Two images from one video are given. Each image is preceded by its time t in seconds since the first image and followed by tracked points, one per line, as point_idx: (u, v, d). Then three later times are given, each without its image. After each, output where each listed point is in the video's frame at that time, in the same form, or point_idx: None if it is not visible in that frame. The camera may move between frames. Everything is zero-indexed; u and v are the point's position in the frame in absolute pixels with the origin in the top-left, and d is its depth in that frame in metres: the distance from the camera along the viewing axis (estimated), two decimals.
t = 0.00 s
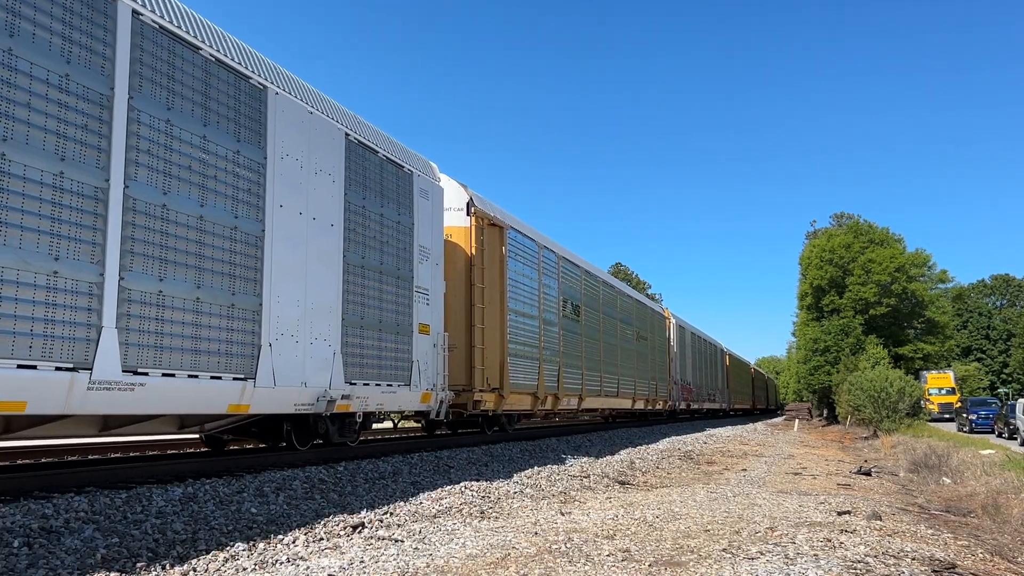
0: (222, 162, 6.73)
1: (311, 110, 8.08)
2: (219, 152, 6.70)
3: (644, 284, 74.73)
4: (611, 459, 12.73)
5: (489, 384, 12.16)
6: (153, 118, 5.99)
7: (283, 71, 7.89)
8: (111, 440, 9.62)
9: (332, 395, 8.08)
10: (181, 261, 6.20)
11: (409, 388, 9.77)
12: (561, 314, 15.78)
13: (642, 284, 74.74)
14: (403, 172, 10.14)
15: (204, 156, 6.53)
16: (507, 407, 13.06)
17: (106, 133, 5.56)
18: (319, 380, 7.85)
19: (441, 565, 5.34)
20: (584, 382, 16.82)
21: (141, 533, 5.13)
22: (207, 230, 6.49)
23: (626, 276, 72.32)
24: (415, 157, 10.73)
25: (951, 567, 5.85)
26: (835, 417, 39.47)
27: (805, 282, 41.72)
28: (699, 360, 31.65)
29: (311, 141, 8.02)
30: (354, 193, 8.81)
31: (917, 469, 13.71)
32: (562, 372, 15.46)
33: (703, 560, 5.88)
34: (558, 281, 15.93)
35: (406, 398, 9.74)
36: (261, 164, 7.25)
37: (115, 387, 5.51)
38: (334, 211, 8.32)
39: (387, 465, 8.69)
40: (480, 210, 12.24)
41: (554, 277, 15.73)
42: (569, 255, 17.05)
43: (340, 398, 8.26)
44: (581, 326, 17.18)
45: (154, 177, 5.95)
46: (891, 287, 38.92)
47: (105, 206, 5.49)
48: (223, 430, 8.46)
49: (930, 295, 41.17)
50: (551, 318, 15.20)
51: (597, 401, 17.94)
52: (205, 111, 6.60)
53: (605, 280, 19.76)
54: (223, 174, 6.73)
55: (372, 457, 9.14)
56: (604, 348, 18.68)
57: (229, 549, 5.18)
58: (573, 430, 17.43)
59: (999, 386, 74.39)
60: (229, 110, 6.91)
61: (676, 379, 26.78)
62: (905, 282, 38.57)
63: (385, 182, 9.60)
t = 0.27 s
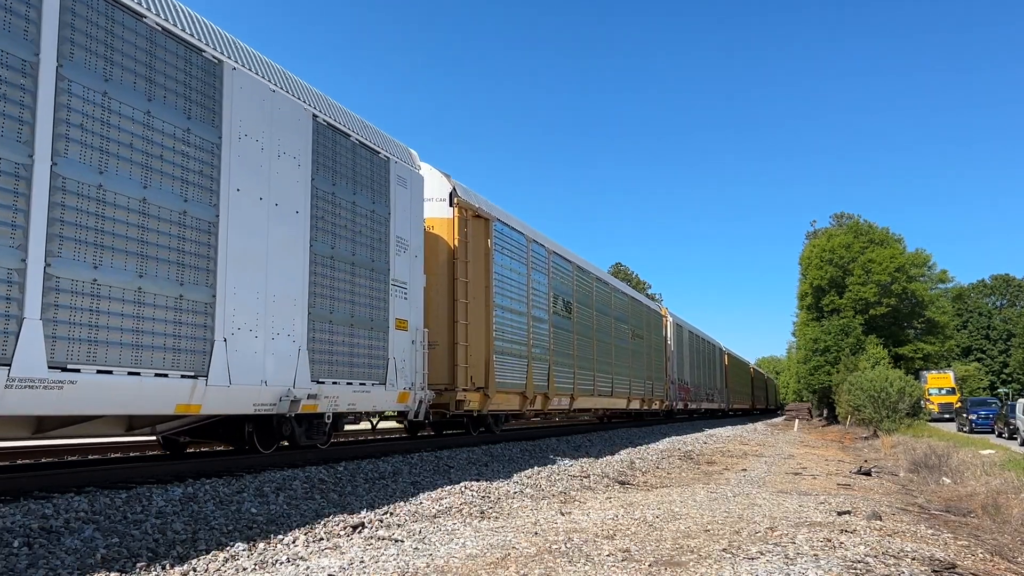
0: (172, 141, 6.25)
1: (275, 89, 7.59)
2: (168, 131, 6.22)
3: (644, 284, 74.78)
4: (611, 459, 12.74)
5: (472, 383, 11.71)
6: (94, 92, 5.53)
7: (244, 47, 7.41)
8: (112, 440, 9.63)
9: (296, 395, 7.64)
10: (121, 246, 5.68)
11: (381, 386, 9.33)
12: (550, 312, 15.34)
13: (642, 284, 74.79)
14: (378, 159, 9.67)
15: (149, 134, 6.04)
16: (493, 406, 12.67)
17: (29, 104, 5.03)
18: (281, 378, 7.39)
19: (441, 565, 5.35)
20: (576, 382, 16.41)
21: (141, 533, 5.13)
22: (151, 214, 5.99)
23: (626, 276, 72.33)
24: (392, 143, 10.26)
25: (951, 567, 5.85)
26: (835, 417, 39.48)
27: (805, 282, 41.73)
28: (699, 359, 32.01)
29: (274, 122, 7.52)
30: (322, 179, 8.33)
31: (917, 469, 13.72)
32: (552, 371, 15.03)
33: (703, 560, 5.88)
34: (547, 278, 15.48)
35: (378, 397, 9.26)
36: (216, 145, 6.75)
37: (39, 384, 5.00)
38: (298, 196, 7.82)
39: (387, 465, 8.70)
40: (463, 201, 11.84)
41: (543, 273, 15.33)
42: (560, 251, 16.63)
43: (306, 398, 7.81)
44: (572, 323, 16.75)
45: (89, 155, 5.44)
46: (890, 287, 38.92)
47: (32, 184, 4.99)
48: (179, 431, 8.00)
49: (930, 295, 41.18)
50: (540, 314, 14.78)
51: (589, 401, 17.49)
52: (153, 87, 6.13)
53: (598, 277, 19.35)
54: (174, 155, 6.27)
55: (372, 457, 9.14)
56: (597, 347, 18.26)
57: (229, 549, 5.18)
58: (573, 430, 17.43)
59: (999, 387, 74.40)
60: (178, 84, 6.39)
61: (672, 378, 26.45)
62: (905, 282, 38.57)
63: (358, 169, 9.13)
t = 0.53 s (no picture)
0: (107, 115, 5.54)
1: (231, 63, 6.80)
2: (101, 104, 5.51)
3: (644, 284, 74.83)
4: (611, 459, 12.73)
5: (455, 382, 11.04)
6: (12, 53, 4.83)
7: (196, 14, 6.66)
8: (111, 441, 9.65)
9: (255, 394, 6.87)
10: (46, 229, 5.00)
11: (354, 384, 8.52)
12: (540, 308, 14.72)
13: (642, 284, 74.85)
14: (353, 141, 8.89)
15: (81, 108, 5.35)
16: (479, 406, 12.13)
17: None
18: (237, 376, 6.66)
19: (441, 565, 5.34)
20: (568, 381, 15.87)
21: (141, 533, 5.13)
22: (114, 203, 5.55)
23: (626, 276, 72.35)
24: (369, 128, 9.47)
25: (951, 567, 5.85)
26: (834, 417, 39.48)
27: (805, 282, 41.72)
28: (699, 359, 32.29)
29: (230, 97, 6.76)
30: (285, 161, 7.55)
31: (917, 469, 13.72)
32: (541, 370, 14.42)
33: (703, 560, 5.88)
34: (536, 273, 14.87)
35: (351, 395, 8.47)
36: (161, 121, 6.04)
37: None
38: (260, 180, 7.08)
39: (387, 465, 8.69)
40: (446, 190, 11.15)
41: (532, 267, 14.69)
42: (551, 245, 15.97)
43: (266, 398, 7.05)
44: (563, 320, 16.10)
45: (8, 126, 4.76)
46: (890, 287, 38.92)
47: None
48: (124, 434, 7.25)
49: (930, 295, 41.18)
50: (529, 311, 14.14)
51: (581, 400, 16.95)
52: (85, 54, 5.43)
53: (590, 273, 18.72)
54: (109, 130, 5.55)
55: (373, 457, 9.14)
56: (589, 345, 17.68)
57: (229, 549, 5.18)
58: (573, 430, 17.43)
59: (999, 387, 74.40)
60: (116, 52, 5.70)
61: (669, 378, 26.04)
62: (905, 282, 38.56)
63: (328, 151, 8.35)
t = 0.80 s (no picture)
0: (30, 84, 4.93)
1: (180, 33, 6.18)
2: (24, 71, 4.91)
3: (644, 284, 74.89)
4: (611, 459, 12.74)
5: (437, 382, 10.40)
6: None
7: None
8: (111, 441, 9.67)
9: (206, 393, 6.27)
10: None
11: (321, 383, 7.87)
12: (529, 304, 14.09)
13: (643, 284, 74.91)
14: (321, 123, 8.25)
15: None
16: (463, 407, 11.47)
17: None
18: (186, 375, 6.06)
19: (441, 565, 5.34)
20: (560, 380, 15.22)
21: (141, 533, 5.13)
22: (60, 188, 5.09)
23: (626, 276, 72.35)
24: (340, 109, 8.82)
25: (951, 567, 5.85)
26: (834, 417, 39.49)
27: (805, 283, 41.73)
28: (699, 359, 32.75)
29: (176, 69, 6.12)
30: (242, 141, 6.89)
31: (917, 469, 13.72)
32: (531, 368, 13.79)
33: (703, 560, 5.88)
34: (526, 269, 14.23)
35: (318, 394, 7.82)
36: (98, 93, 5.42)
37: None
38: (213, 160, 6.46)
39: (387, 465, 8.69)
40: (426, 178, 10.47)
41: (523, 262, 14.12)
42: (541, 238, 15.31)
43: (220, 398, 6.45)
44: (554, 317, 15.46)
45: None
46: (890, 287, 38.92)
47: None
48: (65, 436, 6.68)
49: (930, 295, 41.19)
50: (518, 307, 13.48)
51: (574, 400, 16.36)
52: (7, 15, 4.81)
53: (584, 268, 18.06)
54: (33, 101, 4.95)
55: (373, 457, 9.14)
56: (582, 343, 17.06)
57: (229, 549, 5.18)
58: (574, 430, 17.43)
59: (999, 387, 74.39)
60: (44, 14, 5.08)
61: (666, 378, 25.66)
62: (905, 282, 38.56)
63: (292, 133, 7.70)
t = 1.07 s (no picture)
0: None
1: None
2: None
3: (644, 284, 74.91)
4: (611, 459, 12.74)
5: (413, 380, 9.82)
6: None
7: None
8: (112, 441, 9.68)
9: (149, 392, 5.66)
10: None
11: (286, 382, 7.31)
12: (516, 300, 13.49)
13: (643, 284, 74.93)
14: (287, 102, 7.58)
15: None
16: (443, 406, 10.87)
17: None
18: (126, 371, 5.46)
19: (441, 565, 5.34)
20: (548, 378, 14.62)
21: (141, 533, 5.13)
22: None
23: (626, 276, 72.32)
24: (309, 90, 8.16)
25: (951, 567, 5.85)
26: (835, 416, 39.49)
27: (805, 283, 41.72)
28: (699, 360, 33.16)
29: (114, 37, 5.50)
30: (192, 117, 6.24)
31: (917, 469, 13.72)
32: (518, 367, 13.21)
33: (703, 560, 5.88)
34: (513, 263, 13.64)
35: (279, 392, 7.17)
36: (20, 59, 4.80)
37: None
38: (158, 137, 5.82)
39: (387, 465, 8.69)
40: (404, 165, 9.89)
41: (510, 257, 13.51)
42: (529, 232, 14.71)
43: (165, 397, 5.82)
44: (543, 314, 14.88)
45: None
46: (891, 287, 38.92)
47: None
48: None
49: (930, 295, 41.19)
50: (504, 302, 12.90)
51: (570, 400, 16.12)
52: None
53: (575, 263, 17.47)
54: None
55: (372, 457, 9.14)
56: (574, 341, 16.50)
57: (229, 549, 5.18)
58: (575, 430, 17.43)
59: (999, 387, 74.37)
60: None
61: (663, 377, 25.40)
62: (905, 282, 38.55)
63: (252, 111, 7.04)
